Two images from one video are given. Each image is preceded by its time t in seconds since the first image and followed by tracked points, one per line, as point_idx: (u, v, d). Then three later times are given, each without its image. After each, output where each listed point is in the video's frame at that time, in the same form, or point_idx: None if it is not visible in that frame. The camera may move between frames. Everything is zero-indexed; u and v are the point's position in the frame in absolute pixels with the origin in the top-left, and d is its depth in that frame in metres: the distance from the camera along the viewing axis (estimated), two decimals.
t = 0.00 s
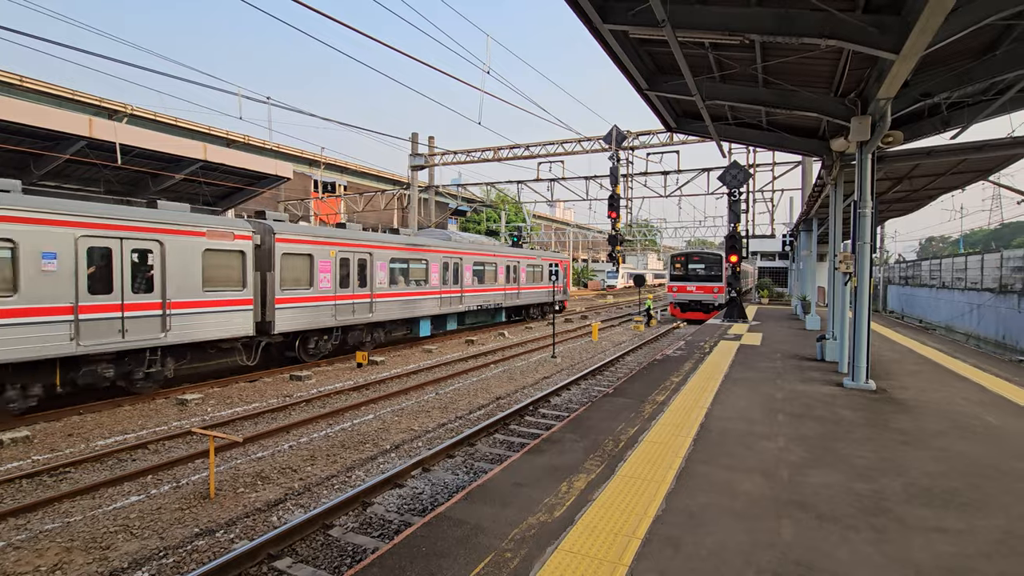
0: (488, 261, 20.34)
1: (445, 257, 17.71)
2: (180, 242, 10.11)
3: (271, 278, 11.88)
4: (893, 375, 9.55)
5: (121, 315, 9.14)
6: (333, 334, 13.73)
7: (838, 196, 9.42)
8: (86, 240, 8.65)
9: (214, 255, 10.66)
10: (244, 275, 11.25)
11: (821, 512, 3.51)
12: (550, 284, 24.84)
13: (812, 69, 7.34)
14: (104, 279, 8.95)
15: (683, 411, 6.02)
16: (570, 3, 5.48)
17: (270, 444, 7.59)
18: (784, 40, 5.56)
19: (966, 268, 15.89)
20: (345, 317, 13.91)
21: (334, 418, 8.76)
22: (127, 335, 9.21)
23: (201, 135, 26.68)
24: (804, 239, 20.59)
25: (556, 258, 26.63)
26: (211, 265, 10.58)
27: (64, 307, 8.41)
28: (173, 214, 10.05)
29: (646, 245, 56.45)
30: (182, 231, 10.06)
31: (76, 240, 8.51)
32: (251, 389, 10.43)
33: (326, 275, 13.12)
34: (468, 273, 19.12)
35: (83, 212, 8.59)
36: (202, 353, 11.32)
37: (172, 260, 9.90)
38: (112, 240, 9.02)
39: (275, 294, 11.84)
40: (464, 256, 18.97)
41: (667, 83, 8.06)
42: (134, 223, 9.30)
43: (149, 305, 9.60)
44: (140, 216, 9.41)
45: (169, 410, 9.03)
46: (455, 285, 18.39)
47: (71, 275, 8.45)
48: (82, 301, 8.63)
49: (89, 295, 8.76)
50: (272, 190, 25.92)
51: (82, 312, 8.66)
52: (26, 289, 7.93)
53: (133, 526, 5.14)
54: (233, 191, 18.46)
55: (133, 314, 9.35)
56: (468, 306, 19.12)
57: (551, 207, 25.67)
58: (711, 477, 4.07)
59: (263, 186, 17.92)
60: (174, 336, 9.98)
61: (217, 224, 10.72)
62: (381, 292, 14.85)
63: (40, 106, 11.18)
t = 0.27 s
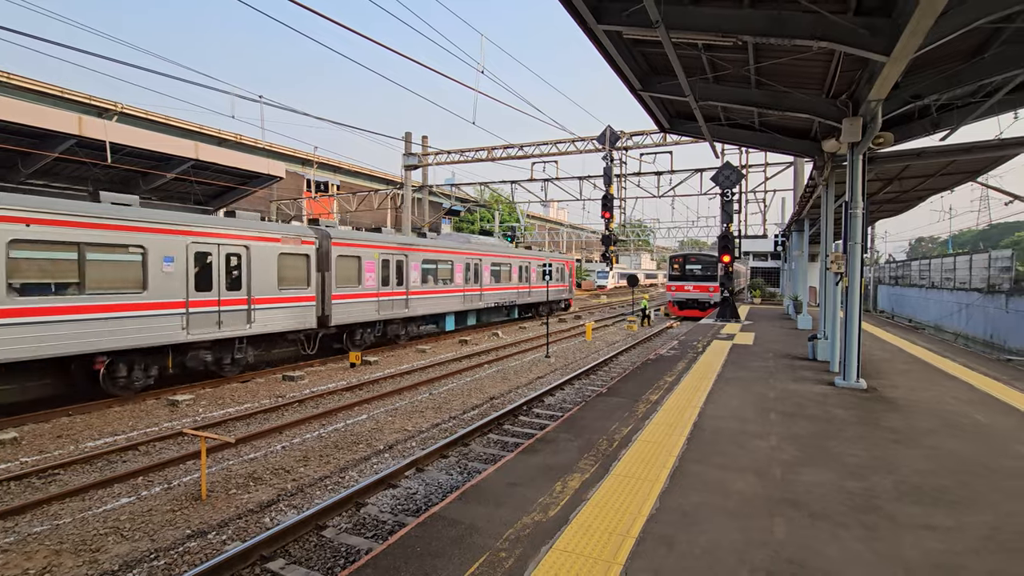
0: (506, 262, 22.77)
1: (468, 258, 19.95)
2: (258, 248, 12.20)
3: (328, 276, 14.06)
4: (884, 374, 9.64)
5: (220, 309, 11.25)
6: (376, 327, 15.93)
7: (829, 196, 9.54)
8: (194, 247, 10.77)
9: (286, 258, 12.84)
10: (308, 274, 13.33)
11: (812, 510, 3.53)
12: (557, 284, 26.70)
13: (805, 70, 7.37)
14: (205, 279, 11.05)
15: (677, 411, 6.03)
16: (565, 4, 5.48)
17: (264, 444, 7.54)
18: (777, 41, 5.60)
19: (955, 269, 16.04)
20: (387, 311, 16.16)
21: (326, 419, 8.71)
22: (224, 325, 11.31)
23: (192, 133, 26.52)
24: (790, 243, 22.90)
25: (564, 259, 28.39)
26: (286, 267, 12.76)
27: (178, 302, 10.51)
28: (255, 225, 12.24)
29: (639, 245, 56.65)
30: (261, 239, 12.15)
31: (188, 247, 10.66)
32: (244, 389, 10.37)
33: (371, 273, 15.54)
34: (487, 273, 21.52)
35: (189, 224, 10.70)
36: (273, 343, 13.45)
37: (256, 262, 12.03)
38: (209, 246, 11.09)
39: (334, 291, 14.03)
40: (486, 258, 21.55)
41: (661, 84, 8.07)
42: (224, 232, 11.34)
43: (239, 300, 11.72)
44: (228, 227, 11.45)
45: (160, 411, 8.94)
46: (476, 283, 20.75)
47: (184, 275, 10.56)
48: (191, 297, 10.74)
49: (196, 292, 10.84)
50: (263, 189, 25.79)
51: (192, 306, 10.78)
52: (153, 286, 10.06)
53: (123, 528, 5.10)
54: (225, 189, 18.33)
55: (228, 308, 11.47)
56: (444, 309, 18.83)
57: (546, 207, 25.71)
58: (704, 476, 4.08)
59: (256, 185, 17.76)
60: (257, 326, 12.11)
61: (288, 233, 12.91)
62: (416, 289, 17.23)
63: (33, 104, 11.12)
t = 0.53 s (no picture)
0: (517, 260, 23.57)
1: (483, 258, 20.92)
2: (302, 250, 13.84)
3: (359, 275, 15.60)
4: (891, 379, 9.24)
5: (269, 307, 12.92)
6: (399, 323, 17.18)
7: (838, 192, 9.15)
8: (247, 250, 12.40)
9: (323, 259, 14.40)
10: (342, 273, 14.89)
11: (819, 519, 3.21)
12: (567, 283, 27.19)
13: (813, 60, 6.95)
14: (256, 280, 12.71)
15: (681, 416, 5.64)
16: None
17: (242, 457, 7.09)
18: (783, 32, 5.16)
19: (967, 268, 15.67)
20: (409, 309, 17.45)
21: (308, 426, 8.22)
22: (273, 322, 13.01)
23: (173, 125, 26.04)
24: (795, 241, 23.37)
25: (574, 258, 28.54)
26: (324, 268, 14.37)
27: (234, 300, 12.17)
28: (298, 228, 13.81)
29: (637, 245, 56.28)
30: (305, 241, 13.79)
31: (243, 250, 12.30)
32: (221, 397, 9.81)
33: (396, 272, 16.83)
34: (499, 272, 22.29)
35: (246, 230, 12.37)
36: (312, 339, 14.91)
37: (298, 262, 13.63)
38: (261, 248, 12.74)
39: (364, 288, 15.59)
40: (497, 257, 22.26)
41: (662, 74, 7.61)
42: (270, 235, 12.94)
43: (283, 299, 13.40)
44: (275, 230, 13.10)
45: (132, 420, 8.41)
46: (489, 282, 21.54)
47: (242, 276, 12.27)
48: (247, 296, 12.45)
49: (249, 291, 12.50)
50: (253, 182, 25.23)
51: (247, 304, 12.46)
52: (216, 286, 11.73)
53: (93, 543, 4.64)
54: (201, 185, 17.80)
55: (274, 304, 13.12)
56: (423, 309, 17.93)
57: (541, 202, 25.12)
58: (706, 483, 3.72)
59: (232, 180, 17.33)
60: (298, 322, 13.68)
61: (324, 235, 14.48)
62: (435, 288, 18.49)
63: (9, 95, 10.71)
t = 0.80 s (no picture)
0: (528, 261, 20.38)
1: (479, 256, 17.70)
2: (249, 244, 11.54)
3: (321, 278, 12.97)
4: None
5: (209, 321, 10.74)
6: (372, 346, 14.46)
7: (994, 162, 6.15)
8: (184, 246, 10.42)
9: (277, 257, 11.99)
10: (298, 276, 12.36)
11: None
12: (594, 290, 23.80)
13: None
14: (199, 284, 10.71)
15: None
16: None
17: (59, 571, 5.04)
18: None
19: None
20: (386, 327, 14.76)
21: (182, 515, 6.12)
22: (214, 341, 10.82)
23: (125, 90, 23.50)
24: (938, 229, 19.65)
25: (605, 257, 25.20)
26: (275, 269, 11.93)
27: (166, 313, 10.17)
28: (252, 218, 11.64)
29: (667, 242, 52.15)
30: (251, 231, 11.46)
31: (176, 244, 10.29)
32: (53, 472, 7.24)
33: (367, 276, 14.05)
34: (503, 275, 19.12)
35: (182, 222, 10.39)
36: (260, 368, 12.80)
37: (244, 260, 11.34)
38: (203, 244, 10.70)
39: (326, 299, 12.92)
40: (502, 256, 19.12)
41: None
42: (210, 227, 10.81)
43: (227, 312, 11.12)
44: (219, 221, 10.94)
45: None
46: (491, 292, 18.53)
47: (176, 280, 10.27)
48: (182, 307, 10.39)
49: (185, 302, 10.45)
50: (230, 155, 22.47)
51: (180, 318, 10.37)
52: (143, 293, 9.83)
53: None
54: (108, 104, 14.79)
55: (221, 318, 10.99)
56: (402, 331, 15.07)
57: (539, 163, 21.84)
58: None
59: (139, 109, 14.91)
60: (245, 345, 11.38)
61: (279, 226, 12.11)
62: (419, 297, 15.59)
63: None
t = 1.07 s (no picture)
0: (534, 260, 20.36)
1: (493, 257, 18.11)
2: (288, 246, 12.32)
3: (349, 278, 13.68)
4: None
5: (253, 318, 11.56)
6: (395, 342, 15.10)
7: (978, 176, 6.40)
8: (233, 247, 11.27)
9: (311, 257, 12.74)
10: (330, 277, 13.14)
11: None
12: (595, 289, 23.94)
13: None
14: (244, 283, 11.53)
15: None
16: None
17: (37, 573, 4.99)
18: None
19: None
20: (405, 323, 15.29)
21: (163, 515, 6.08)
22: (257, 337, 11.62)
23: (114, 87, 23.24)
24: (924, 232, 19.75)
25: (605, 256, 25.32)
26: (310, 269, 12.66)
27: (217, 309, 11.03)
28: (304, 224, 12.69)
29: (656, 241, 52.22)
30: (288, 235, 12.21)
31: (225, 246, 11.13)
32: (26, 473, 7.15)
33: (390, 276, 14.57)
34: (510, 275, 19.26)
35: (194, 220, 10.63)
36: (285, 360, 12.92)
37: (285, 262, 12.15)
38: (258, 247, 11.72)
39: (354, 297, 13.62)
40: (513, 255, 19.48)
41: None
42: (259, 231, 11.72)
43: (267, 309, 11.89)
44: (233, 222, 11.26)
45: None
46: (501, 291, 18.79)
47: (225, 279, 11.11)
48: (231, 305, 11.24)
49: (235, 299, 11.33)
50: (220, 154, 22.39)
51: (231, 314, 11.24)
52: (201, 291, 10.73)
53: None
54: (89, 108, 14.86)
55: (264, 315, 11.83)
56: (394, 330, 14.91)
57: (525, 162, 21.79)
58: None
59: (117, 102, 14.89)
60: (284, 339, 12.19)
61: (314, 229, 12.88)
62: (435, 295, 16.08)
63: None
